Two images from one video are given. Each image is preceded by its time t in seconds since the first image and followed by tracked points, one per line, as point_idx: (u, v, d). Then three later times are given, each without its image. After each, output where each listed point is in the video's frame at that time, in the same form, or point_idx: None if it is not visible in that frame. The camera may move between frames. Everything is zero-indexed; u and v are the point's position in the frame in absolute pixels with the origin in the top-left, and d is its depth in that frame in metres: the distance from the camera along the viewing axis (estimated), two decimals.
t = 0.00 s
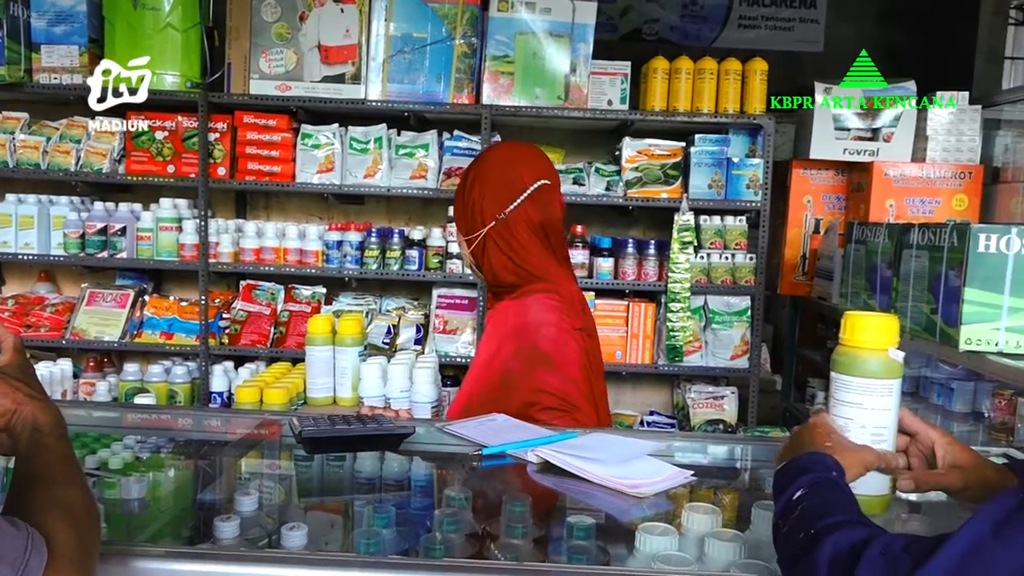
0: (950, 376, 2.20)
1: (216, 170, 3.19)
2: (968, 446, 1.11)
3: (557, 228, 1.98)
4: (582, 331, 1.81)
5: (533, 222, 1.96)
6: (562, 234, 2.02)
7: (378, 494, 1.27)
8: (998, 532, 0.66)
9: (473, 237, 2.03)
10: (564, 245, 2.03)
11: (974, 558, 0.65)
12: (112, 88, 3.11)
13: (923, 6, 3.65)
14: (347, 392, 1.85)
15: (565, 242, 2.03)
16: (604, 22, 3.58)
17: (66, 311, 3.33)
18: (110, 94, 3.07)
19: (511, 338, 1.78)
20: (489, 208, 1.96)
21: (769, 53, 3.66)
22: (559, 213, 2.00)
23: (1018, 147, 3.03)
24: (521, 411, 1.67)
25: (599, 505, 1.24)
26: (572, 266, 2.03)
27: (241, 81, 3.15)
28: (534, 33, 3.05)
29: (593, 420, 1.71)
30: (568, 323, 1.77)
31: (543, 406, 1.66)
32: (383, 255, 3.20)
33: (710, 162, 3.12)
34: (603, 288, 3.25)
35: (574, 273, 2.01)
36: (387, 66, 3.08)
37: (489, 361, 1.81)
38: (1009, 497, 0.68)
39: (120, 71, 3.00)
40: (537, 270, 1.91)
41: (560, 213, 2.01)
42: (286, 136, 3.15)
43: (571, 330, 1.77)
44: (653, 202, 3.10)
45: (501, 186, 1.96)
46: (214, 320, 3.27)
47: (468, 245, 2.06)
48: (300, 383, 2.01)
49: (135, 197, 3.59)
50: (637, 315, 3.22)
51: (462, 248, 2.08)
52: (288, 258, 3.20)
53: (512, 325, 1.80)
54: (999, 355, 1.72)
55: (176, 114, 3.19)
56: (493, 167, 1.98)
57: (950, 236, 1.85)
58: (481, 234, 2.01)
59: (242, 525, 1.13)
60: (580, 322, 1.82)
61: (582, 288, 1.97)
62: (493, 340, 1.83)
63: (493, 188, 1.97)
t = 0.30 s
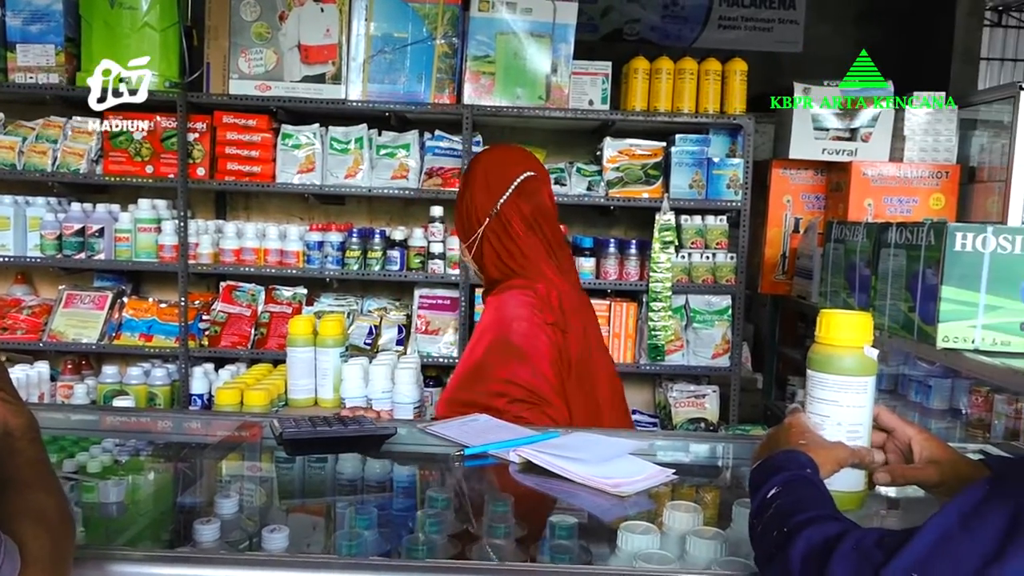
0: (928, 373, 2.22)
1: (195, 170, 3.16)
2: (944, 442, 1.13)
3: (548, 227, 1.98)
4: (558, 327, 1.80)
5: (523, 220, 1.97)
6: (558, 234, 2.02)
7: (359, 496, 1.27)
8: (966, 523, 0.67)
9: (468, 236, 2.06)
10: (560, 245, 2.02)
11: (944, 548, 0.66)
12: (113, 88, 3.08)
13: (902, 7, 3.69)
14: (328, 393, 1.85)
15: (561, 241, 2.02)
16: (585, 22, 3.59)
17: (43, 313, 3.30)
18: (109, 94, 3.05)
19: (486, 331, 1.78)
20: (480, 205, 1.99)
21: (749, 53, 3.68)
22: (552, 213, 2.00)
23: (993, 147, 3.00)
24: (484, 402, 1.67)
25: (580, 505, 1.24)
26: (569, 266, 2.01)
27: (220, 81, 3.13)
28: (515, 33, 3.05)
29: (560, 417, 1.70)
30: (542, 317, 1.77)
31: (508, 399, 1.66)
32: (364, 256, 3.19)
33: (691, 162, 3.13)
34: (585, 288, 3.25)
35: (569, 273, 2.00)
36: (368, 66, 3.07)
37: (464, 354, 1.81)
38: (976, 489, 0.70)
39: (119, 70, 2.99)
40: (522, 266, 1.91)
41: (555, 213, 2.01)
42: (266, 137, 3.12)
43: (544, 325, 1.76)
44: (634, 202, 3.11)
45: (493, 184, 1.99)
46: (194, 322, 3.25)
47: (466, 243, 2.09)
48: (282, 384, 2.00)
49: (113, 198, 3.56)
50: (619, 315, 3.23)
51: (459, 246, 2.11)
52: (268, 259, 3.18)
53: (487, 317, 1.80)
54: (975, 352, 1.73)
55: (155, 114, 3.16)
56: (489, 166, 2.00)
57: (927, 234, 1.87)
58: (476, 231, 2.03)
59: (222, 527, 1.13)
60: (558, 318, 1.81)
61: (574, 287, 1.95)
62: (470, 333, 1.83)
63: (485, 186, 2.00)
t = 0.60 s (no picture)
0: (907, 371, 2.24)
1: (175, 171, 3.13)
2: (921, 439, 1.15)
3: (544, 227, 2.05)
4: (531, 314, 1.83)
5: (518, 222, 2.06)
6: (561, 241, 2.07)
7: (341, 497, 1.27)
8: (954, 522, 0.66)
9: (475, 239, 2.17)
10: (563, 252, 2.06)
11: (927, 545, 0.66)
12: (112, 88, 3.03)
13: (879, 7, 3.73)
14: (310, 394, 1.86)
15: (563, 248, 2.06)
16: (567, 23, 3.59)
17: (21, 315, 3.26)
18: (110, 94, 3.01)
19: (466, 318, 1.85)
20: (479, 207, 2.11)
21: (730, 53, 3.71)
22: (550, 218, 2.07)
23: (972, 146, 3.04)
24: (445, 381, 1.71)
25: (563, 504, 1.24)
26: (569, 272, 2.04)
27: (200, 81, 3.12)
28: (497, 33, 3.05)
29: (530, 406, 1.73)
30: (518, 305, 1.83)
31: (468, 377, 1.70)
32: (346, 256, 3.18)
33: (673, 162, 3.14)
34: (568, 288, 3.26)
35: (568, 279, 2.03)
36: (349, 66, 3.06)
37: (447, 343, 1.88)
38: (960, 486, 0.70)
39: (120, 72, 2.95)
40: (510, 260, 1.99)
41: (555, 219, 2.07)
42: (246, 137, 3.12)
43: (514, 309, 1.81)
44: (616, 202, 3.12)
45: (493, 188, 2.11)
46: (174, 323, 3.23)
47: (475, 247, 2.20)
48: (264, 386, 1.99)
49: (92, 198, 3.53)
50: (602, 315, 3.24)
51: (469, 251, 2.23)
52: (249, 259, 3.17)
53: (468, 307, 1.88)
54: (953, 350, 1.73)
55: (134, 113, 3.14)
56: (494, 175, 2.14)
57: (906, 233, 1.89)
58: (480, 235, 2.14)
59: (202, 530, 1.12)
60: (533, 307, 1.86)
61: (568, 290, 1.98)
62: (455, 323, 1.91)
63: (486, 189, 2.12)
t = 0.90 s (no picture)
0: (891, 369, 2.26)
1: (159, 171, 3.11)
2: (902, 437, 1.16)
3: (526, 232, 2.13)
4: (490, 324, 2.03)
5: (506, 228, 2.16)
6: (551, 243, 2.15)
7: (327, 499, 1.26)
8: (928, 517, 0.67)
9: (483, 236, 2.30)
10: (552, 254, 2.14)
11: (903, 540, 0.66)
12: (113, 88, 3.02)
13: (863, 7, 3.75)
14: (297, 395, 1.86)
15: (552, 250, 2.14)
16: (553, 23, 3.60)
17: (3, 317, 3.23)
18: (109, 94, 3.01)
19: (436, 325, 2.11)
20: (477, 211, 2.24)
21: (715, 54, 3.72)
22: (535, 224, 2.14)
23: (953, 146, 3.07)
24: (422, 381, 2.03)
25: (549, 504, 1.24)
26: (558, 273, 2.13)
27: (184, 80, 3.10)
28: (482, 33, 3.05)
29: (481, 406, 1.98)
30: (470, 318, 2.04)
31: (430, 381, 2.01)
32: (332, 256, 3.17)
33: (658, 162, 3.15)
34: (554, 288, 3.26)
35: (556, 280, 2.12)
36: (334, 65, 3.05)
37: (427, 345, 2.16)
38: (937, 483, 0.70)
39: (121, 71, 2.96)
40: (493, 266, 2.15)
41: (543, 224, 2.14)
42: (231, 137, 3.10)
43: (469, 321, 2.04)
44: (602, 202, 3.12)
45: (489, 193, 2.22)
46: (159, 324, 3.21)
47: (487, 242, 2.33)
48: (248, 387, 1.98)
49: (75, 199, 3.51)
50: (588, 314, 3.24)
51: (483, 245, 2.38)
52: (234, 260, 3.16)
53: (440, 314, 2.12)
54: (935, 348, 1.75)
55: (117, 113, 3.12)
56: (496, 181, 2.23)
57: (890, 232, 1.91)
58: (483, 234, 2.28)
59: (186, 532, 1.11)
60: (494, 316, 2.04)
61: (548, 292, 2.09)
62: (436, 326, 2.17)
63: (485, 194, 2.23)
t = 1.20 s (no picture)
0: (877, 368, 2.28)
1: (144, 171, 3.10)
2: (888, 435, 1.16)
3: (504, 234, 2.12)
4: (459, 326, 2.06)
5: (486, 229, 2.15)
6: (531, 245, 2.12)
7: (314, 500, 1.26)
8: (910, 513, 0.67)
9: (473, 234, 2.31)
10: (531, 256, 2.13)
11: (886, 537, 0.67)
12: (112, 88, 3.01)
13: (847, 8, 3.77)
14: (283, 396, 1.85)
15: (531, 252, 2.12)
16: (540, 23, 3.60)
17: None
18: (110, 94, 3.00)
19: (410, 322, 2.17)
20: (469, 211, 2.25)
21: (702, 54, 3.73)
22: (515, 227, 2.11)
23: (937, 146, 3.10)
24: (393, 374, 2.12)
25: (537, 504, 1.24)
26: (536, 274, 2.12)
27: (168, 79, 3.07)
28: (470, 33, 3.05)
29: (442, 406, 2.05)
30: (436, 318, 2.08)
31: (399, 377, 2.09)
32: (319, 257, 3.16)
33: (645, 162, 3.16)
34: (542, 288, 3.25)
35: (533, 282, 2.11)
36: (321, 65, 3.04)
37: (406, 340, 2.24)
38: (918, 480, 0.71)
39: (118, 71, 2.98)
40: (471, 267, 2.15)
41: (522, 226, 2.11)
42: (216, 137, 3.08)
43: (437, 323, 2.06)
44: (589, 202, 3.12)
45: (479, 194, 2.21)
46: (144, 325, 3.20)
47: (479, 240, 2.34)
48: (236, 388, 1.98)
49: (60, 199, 3.48)
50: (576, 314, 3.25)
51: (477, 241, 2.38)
52: (220, 260, 3.14)
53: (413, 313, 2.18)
54: (920, 346, 1.77)
55: (102, 113, 3.10)
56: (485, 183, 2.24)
57: (874, 231, 1.92)
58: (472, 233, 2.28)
59: (172, 535, 1.10)
60: (464, 318, 2.06)
61: (520, 295, 2.09)
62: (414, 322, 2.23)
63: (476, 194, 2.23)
